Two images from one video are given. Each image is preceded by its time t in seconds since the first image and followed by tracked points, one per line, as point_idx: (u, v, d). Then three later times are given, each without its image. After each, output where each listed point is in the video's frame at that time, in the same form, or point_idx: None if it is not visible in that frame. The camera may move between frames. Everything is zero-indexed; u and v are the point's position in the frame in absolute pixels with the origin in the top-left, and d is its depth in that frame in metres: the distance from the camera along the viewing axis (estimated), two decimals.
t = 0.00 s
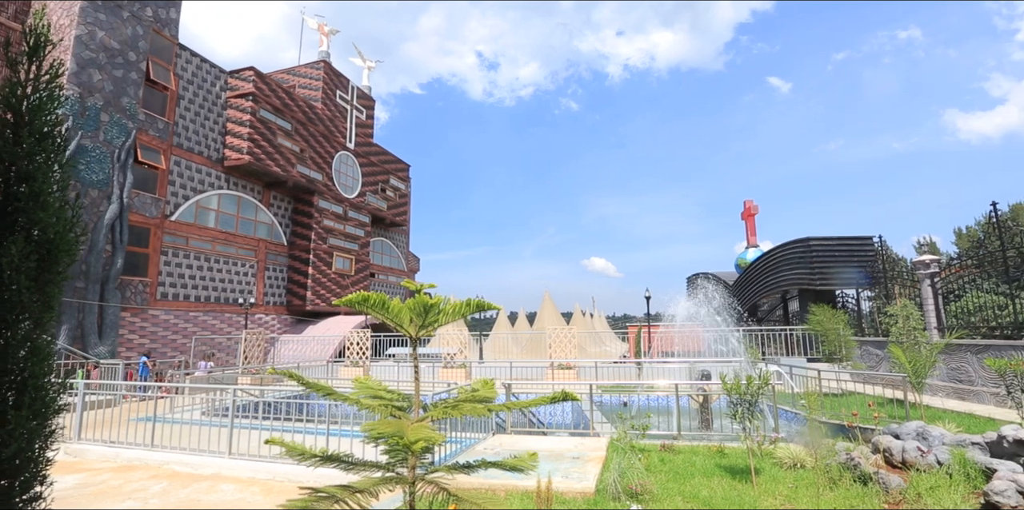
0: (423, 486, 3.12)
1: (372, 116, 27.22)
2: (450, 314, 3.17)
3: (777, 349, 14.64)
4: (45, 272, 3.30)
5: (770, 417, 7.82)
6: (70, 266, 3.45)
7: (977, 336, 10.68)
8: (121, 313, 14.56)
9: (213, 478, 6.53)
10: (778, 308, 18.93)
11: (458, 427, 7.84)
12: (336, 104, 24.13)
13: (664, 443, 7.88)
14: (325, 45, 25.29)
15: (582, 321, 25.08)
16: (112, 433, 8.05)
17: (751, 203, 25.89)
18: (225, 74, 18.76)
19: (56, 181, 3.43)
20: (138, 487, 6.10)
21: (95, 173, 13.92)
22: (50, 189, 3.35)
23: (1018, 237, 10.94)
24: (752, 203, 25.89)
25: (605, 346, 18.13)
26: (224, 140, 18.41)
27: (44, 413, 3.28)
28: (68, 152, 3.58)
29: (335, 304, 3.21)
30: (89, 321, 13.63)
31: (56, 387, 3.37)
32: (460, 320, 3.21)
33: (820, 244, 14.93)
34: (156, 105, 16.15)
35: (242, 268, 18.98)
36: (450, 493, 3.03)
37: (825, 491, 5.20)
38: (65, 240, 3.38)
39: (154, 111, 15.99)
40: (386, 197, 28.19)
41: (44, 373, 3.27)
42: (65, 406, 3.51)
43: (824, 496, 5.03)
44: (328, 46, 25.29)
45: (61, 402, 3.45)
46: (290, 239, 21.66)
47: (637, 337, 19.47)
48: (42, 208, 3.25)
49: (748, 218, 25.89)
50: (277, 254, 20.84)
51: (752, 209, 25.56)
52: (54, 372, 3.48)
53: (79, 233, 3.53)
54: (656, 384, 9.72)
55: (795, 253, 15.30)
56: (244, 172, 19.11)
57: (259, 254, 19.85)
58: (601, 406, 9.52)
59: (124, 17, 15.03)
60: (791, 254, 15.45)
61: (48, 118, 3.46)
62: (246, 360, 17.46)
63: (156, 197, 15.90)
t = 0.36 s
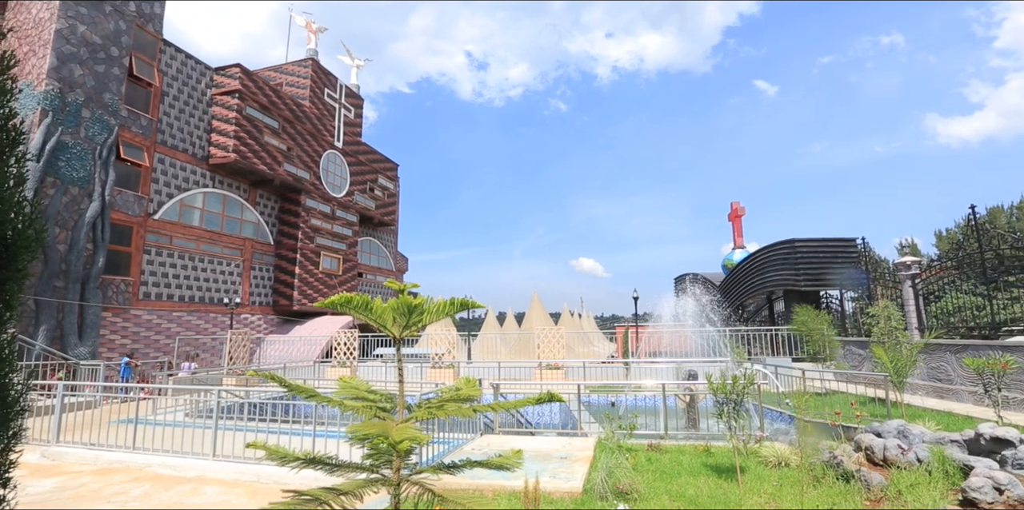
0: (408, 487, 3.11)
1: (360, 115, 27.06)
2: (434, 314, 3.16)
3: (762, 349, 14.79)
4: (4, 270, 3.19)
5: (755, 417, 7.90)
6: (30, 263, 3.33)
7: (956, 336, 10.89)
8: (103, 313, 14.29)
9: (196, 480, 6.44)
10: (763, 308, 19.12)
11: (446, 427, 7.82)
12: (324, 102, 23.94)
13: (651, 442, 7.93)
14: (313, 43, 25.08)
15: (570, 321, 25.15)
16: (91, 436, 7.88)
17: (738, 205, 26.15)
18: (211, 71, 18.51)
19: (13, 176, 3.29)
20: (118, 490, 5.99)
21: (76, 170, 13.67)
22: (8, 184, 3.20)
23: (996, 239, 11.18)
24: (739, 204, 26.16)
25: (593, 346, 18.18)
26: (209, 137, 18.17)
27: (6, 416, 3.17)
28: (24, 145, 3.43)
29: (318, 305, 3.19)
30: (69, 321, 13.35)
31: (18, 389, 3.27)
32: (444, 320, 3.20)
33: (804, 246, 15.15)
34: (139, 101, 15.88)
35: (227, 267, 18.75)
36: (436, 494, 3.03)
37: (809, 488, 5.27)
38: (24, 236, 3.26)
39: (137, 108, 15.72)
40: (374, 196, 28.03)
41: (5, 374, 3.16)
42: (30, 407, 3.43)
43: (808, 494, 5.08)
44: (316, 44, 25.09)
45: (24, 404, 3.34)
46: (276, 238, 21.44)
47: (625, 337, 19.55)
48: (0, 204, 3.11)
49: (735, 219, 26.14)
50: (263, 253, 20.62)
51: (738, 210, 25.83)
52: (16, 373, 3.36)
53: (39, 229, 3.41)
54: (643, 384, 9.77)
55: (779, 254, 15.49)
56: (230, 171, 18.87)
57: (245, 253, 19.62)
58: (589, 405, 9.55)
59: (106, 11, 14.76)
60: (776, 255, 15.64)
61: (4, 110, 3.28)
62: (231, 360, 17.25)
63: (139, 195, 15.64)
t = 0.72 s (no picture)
0: (392, 488, 3.09)
1: (348, 114, 26.87)
2: (417, 314, 3.15)
3: (748, 349, 14.93)
4: None
5: (740, 416, 7.97)
6: None
7: (935, 336, 11.09)
8: (83, 313, 14.01)
9: (178, 482, 6.33)
10: (750, 309, 19.32)
11: (433, 427, 7.78)
12: (311, 100, 23.74)
13: (638, 442, 7.97)
14: (301, 40, 24.85)
15: (558, 321, 25.19)
16: (71, 439, 7.72)
17: (724, 206, 26.40)
18: (196, 67, 18.26)
19: None
20: (98, 494, 5.88)
21: (55, 167, 13.41)
22: None
23: (975, 241, 11.38)
24: (725, 206, 26.41)
25: (581, 346, 18.23)
26: (194, 135, 17.92)
27: None
28: None
29: (300, 307, 3.17)
30: (48, 322, 13.08)
31: None
32: (427, 320, 3.20)
33: (790, 247, 15.35)
34: (121, 98, 15.62)
35: (211, 266, 18.51)
36: (420, 494, 3.01)
37: (792, 487, 5.32)
38: None
39: (119, 104, 15.45)
40: (362, 195, 27.85)
41: None
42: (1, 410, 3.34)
43: (791, 493, 5.15)
44: (304, 41, 24.87)
45: None
46: (262, 238, 21.21)
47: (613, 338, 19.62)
48: None
49: (721, 221, 26.39)
50: (249, 253, 20.38)
51: (725, 212, 26.06)
52: None
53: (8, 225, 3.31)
54: (630, 384, 9.82)
55: (765, 255, 15.67)
56: (215, 169, 18.63)
57: (230, 253, 19.38)
58: (576, 406, 9.57)
59: (88, 5, 14.48)
60: (762, 256, 15.81)
61: None
62: (216, 361, 17.02)
63: (121, 193, 15.37)
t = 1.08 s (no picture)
0: (378, 489, 3.07)
1: (336, 112, 26.66)
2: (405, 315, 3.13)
3: (733, 349, 15.06)
4: None
5: (726, 415, 8.05)
6: None
7: (915, 336, 11.30)
8: (61, 313, 13.72)
9: (159, 485, 6.23)
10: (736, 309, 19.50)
11: (419, 428, 7.74)
12: (298, 98, 23.51)
13: (624, 442, 8.01)
14: (288, 37, 24.59)
15: (546, 322, 25.22)
16: (48, 442, 7.54)
17: (711, 207, 26.63)
18: (179, 63, 17.98)
19: None
20: (76, 497, 5.76)
21: (33, 163, 13.12)
22: None
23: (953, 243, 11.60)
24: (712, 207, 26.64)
25: (569, 347, 18.27)
26: (177, 132, 17.64)
27: None
28: None
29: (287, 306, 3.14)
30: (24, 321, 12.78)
31: None
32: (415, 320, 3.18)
33: (774, 248, 15.56)
34: (102, 93, 15.32)
35: (195, 266, 18.24)
36: (405, 495, 2.99)
37: (776, 485, 5.38)
38: None
39: (100, 99, 15.16)
40: (350, 194, 27.64)
41: None
42: None
43: (774, 491, 5.20)
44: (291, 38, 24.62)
45: None
46: (247, 236, 20.95)
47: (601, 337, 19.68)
48: None
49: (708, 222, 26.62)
50: (234, 252, 20.12)
51: (711, 213, 26.29)
52: None
53: None
54: (618, 384, 9.85)
55: (750, 257, 15.87)
56: (199, 166, 18.36)
57: (214, 252, 19.12)
58: (564, 406, 9.58)
59: None
60: (747, 258, 16.01)
61: None
62: (199, 362, 16.78)
63: (102, 190, 15.09)
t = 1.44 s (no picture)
0: (359, 490, 3.04)
1: (321, 110, 26.40)
2: (388, 314, 3.11)
3: (717, 349, 15.20)
4: None
5: (709, 414, 8.13)
6: None
7: (893, 336, 11.53)
8: (34, 312, 13.37)
9: (136, 488, 6.10)
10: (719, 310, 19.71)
11: (403, 429, 7.69)
12: (283, 95, 23.23)
13: (608, 441, 8.04)
14: (272, 34, 24.30)
15: (532, 322, 25.22)
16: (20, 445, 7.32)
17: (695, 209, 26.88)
18: (160, 58, 17.65)
19: None
20: (49, 502, 5.61)
21: (6, 158, 12.75)
22: None
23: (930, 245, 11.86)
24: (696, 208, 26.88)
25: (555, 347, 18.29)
26: (158, 127, 17.32)
27: None
28: None
29: (267, 306, 3.09)
30: None
31: None
32: (399, 320, 3.15)
33: (757, 249, 15.77)
34: (79, 87, 14.98)
35: (175, 264, 17.92)
36: (387, 496, 2.97)
37: (758, 483, 5.45)
38: None
39: (77, 94, 14.82)
40: (335, 193, 27.38)
41: None
42: None
43: (756, 488, 5.27)
44: (275, 35, 24.33)
45: None
46: (230, 235, 20.64)
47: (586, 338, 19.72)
48: None
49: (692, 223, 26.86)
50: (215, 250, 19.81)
51: (696, 214, 26.53)
52: None
53: None
54: (602, 384, 9.88)
55: (733, 258, 16.07)
56: (180, 163, 18.04)
57: (196, 250, 18.80)
58: (550, 406, 9.58)
59: None
60: (731, 259, 16.20)
61: None
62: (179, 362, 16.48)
63: (78, 187, 14.74)
